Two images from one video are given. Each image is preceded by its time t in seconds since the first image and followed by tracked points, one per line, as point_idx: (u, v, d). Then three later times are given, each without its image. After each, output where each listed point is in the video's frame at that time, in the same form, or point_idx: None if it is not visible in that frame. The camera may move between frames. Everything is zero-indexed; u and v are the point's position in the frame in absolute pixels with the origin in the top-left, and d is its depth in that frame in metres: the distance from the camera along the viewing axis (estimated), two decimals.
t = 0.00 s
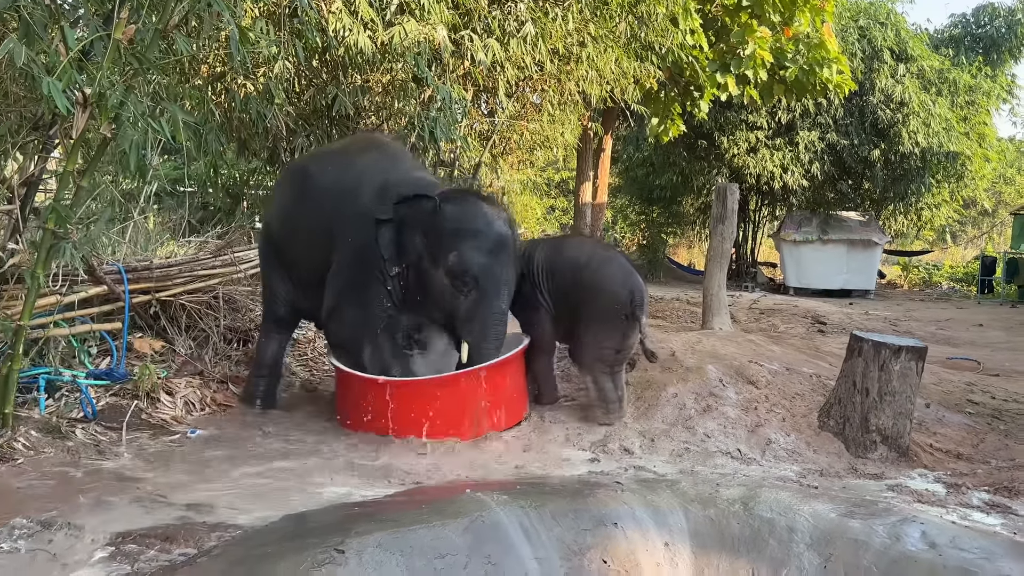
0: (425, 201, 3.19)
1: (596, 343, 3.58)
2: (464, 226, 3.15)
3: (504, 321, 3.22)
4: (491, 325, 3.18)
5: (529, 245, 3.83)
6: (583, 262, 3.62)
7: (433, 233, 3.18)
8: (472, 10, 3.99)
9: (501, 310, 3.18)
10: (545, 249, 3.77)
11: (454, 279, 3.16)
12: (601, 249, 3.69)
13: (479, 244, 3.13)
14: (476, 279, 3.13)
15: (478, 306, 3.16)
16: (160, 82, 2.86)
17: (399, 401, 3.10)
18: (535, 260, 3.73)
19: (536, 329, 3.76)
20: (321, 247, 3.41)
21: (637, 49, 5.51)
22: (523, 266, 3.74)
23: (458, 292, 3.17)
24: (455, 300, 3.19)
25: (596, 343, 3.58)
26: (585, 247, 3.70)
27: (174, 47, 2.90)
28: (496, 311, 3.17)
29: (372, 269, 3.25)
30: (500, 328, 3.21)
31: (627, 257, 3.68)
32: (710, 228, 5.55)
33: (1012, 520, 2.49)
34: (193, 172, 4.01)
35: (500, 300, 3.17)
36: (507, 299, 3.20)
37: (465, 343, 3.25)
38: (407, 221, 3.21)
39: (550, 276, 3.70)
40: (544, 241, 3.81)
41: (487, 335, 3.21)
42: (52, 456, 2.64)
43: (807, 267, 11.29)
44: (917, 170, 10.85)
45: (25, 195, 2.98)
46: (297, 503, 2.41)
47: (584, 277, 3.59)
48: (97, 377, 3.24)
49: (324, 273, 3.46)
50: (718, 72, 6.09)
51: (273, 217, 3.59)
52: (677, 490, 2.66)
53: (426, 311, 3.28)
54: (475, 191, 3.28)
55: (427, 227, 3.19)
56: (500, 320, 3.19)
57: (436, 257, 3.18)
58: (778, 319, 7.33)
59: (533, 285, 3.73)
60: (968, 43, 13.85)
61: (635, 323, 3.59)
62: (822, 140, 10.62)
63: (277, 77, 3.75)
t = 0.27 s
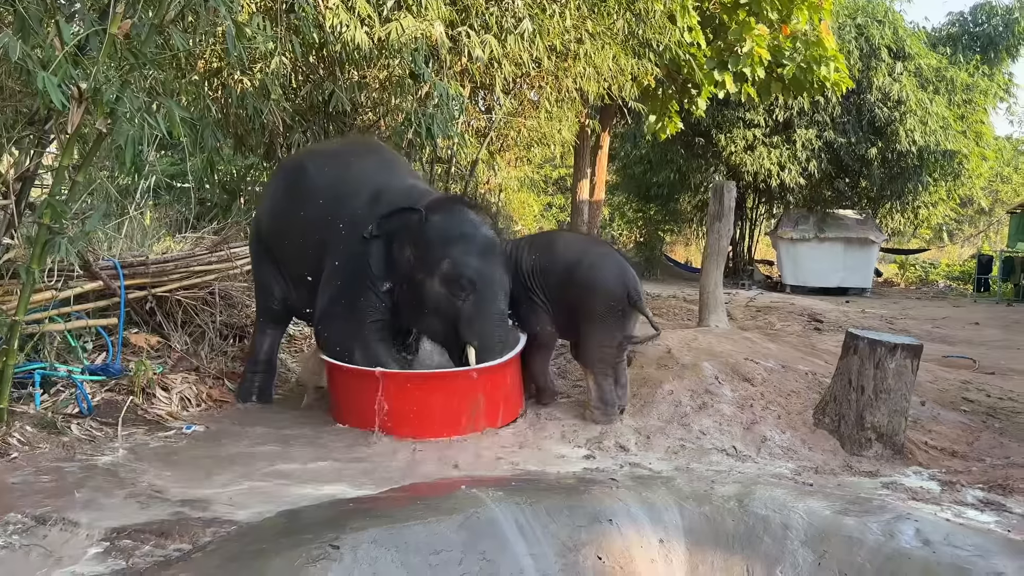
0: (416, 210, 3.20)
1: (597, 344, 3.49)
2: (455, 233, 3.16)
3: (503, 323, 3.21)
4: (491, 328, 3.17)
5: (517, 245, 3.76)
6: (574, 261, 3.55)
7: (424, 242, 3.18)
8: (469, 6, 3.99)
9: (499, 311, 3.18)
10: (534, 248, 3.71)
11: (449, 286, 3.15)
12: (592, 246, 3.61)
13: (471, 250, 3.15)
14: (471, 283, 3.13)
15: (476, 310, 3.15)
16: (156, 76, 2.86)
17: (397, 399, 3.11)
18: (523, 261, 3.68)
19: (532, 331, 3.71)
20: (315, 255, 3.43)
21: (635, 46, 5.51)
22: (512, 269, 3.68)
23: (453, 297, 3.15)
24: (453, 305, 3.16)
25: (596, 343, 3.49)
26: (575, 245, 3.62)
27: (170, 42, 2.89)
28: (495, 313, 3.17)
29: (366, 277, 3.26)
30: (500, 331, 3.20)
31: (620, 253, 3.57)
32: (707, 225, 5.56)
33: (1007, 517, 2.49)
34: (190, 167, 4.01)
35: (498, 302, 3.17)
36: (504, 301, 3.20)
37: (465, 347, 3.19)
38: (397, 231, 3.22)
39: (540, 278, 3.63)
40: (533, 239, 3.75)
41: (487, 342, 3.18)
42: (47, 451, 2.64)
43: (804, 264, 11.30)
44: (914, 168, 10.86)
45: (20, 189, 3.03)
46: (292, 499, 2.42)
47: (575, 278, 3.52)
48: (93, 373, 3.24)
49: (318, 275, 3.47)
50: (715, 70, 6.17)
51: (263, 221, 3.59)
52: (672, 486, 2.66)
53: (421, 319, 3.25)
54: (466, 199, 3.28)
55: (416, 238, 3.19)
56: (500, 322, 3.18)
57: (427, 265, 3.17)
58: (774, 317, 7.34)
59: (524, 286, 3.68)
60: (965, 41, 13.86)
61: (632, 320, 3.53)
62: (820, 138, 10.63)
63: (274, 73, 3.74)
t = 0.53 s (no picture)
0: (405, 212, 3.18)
1: (594, 338, 3.50)
2: (445, 233, 3.13)
3: (497, 321, 3.18)
4: (484, 326, 3.14)
5: (508, 243, 3.68)
6: (568, 258, 3.51)
7: (415, 244, 3.16)
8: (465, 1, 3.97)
9: (493, 309, 3.16)
10: (527, 245, 3.63)
11: (441, 286, 3.13)
12: (586, 240, 3.57)
13: (461, 249, 3.12)
14: (463, 282, 3.11)
15: (469, 308, 3.12)
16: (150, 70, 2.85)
17: (392, 393, 3.12)
18: (517, 260, 3.59)
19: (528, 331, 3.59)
20: (312, 257, 3.45)
21: (631, 42, 5.50)
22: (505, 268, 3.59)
23: (446, 298, 3.14)
24: (446, 305, 3.14)
25: (592, 337, 3.50)
26: (568, 241, 3.57)
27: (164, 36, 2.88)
28: (488, 311, 3.14)
29: (359, 278, 3.24)
30: (494, 329, 3.17)
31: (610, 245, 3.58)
32: (702, 221, 5.56)
33: (998, 514, 2.51)
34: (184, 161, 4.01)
35: (490, 299, 3.15)
36: (497, 298, 3.18)
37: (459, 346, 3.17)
38: (388, 233, 3.22)
39: (534, 276, 3.55)
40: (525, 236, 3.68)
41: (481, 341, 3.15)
42: (40, 445, 2.64)
43: (799, 261, 11.32)
44: (909, 165, 10.88)
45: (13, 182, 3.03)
46: (285, 493, 2.42)
47: (571, 274, 3.48)
48: (86, 368, 3.22)
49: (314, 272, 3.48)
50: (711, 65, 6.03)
51: (258, 221, 3.58)
52: (665, 482, 2.67)
53: (416, 320, 3.24)
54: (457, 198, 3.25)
55: (406, 239, 3.18)
56: (493, 319, 3.16)
57: (419, 266, 3.16)
58: (769, 313, 7.36)
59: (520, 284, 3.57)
60: (961, 39, 13.88)
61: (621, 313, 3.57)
62: (815, 135, 10.64)
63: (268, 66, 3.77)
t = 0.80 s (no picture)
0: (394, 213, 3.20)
1: (592, 331, 3.56)
2: (434, 233, 3.16)
3: (487, 319, 3.20)
4: (474, 324, 3.16)
5: (497, 243, 3.62)
6: (563, 255, 3.52)
7: (404, 245, 3.19)
8: None
9: (483, 307, 3.18)
10: (517, 244, 3.60)
11: (431, 287, 3.16)
12: (576, 236, 3.60)
13: (450, 248, 3.15)
14: (452, 282, 3.13)
15: (459, 307, 3.15)
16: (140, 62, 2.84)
17: (385, 388, 3.12)
18: (509, 259, 3.55)
19: (524, 331, 3.55)
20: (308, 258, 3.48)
21: (623, 37, 5.50)
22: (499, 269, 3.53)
23: (436, 298, 3.16)
24: (436, 305, 3.17)
25: (590, 330, 3.56)
26: (560, 238, 3.58)
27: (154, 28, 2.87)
28: (478, 309, 3.16)
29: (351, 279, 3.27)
30: (484, 327, 3.19)
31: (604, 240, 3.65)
32: (694, 217, 5.57)
33: (985, 509, 2.53)
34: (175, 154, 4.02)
35: (479, 297, 3.17)
36: (486, 296, 3.20)
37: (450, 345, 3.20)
38: (378, 234, 3.24)
39: (530, 275, 3.53)
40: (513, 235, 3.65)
41: (471, 340, 3.18)
42: (28, 439, 2.63)
43: (792, 256, 11.35)
44: (902, 160, 10.91)
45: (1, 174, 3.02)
46: (274, 487, 2.42)
47: (567, 272, 3.51)
48: (75, 360, 3.20)
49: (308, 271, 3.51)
50: (704, 61, 6.02)
51: (253, 222, 3.59)
52: (655, 476, 2.68)
53: (408, 320, 3.27)
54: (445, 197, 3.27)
55: (395, 240, 3.21)
56: (483, 317, 3.18)
57: (409, 267, 3.18)
58: (760, 308, 7.38)
59: (516, 284, 3.53)
60: (953, 35, 13.92)
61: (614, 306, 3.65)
62: (808, 130, 10.66)
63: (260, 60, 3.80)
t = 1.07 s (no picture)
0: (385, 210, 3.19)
1: (581, 325, 3.53)
2: (424, 231, 3.14)
3: (476, 318, 3.16)
4: (463, 323, 3.12)
5: (487, 237, 3.64)
6: (551, 246, 3.50)
7: (396, 242, 3.18)
8: None
9: (472, 306, 3.15)
10: (506, 237, 3.61)
11: (421, 284, 3.15)
12: (565, 229, 3.59)
13: (440, 246, 3.12)
14: (441, 280, 3.11)
15: (447, 305, 3.11)
16: (130, 53, 2.82)
17: (375, 384, 3.12)
18: (498, 252, 3.55)
19: (512, 324, 3.55)
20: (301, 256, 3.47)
21: (615, 30, 5.51)
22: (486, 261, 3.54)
23: (426, 295, 3.14)
24: (425, 303, 3.16)
25: (579, 323, 3.53)
26: (550, 230, 3.57)
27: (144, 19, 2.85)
28: (467, 308, 3.13)
29: (344, 277, 3.27)
30: (473, 326, 3.15)
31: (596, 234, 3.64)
32: (685, 211, 5.59)
33: (971, 500, 2.55)
34: (166, 145, 4.01)
35: (469, 297, 3.13)
36: (477, 296, 3.16)
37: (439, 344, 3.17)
38: (369, 233, 3.22)
39: (518, 267, 3.52)
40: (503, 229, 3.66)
41: (460, 337, 3.15)
42: (17, 430, 2.62)
43: (782, 251, 11.40)
44: (892, 156, 10.97)
45: None
46: (265, 478, 2.42)
47: (555, 262, 3.48)
48: (64, 352, 3.15)
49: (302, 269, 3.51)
50: (696, 54, 6.11)
51: (246, 218, 3.58)
52: (644, 468, 2.70)
53: (399, 319, 3.27)
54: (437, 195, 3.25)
55: (387, 238, 3.20)
56: (472, 316, 3.14)
57: (400, 265, 3.18)
58: (750, 302, 7.42)
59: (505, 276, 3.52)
60: (944, 31, 13.98)
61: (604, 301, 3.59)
62: (799, 125, 10.69)
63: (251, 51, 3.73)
